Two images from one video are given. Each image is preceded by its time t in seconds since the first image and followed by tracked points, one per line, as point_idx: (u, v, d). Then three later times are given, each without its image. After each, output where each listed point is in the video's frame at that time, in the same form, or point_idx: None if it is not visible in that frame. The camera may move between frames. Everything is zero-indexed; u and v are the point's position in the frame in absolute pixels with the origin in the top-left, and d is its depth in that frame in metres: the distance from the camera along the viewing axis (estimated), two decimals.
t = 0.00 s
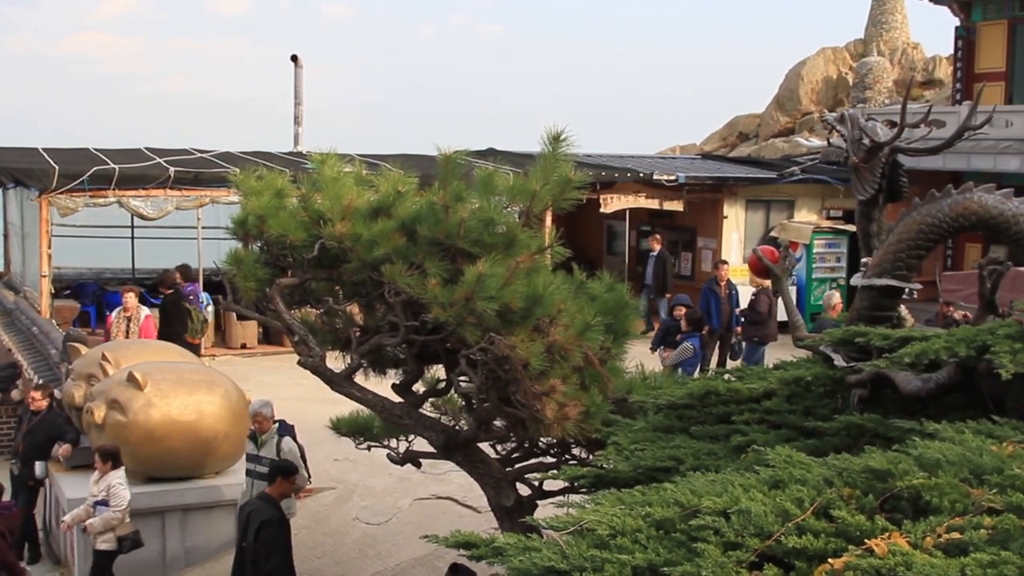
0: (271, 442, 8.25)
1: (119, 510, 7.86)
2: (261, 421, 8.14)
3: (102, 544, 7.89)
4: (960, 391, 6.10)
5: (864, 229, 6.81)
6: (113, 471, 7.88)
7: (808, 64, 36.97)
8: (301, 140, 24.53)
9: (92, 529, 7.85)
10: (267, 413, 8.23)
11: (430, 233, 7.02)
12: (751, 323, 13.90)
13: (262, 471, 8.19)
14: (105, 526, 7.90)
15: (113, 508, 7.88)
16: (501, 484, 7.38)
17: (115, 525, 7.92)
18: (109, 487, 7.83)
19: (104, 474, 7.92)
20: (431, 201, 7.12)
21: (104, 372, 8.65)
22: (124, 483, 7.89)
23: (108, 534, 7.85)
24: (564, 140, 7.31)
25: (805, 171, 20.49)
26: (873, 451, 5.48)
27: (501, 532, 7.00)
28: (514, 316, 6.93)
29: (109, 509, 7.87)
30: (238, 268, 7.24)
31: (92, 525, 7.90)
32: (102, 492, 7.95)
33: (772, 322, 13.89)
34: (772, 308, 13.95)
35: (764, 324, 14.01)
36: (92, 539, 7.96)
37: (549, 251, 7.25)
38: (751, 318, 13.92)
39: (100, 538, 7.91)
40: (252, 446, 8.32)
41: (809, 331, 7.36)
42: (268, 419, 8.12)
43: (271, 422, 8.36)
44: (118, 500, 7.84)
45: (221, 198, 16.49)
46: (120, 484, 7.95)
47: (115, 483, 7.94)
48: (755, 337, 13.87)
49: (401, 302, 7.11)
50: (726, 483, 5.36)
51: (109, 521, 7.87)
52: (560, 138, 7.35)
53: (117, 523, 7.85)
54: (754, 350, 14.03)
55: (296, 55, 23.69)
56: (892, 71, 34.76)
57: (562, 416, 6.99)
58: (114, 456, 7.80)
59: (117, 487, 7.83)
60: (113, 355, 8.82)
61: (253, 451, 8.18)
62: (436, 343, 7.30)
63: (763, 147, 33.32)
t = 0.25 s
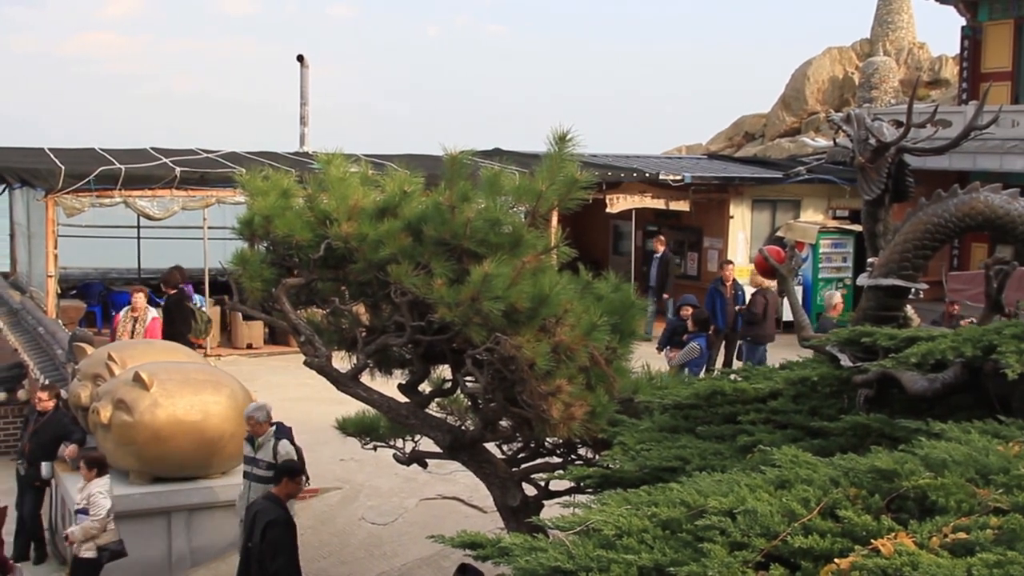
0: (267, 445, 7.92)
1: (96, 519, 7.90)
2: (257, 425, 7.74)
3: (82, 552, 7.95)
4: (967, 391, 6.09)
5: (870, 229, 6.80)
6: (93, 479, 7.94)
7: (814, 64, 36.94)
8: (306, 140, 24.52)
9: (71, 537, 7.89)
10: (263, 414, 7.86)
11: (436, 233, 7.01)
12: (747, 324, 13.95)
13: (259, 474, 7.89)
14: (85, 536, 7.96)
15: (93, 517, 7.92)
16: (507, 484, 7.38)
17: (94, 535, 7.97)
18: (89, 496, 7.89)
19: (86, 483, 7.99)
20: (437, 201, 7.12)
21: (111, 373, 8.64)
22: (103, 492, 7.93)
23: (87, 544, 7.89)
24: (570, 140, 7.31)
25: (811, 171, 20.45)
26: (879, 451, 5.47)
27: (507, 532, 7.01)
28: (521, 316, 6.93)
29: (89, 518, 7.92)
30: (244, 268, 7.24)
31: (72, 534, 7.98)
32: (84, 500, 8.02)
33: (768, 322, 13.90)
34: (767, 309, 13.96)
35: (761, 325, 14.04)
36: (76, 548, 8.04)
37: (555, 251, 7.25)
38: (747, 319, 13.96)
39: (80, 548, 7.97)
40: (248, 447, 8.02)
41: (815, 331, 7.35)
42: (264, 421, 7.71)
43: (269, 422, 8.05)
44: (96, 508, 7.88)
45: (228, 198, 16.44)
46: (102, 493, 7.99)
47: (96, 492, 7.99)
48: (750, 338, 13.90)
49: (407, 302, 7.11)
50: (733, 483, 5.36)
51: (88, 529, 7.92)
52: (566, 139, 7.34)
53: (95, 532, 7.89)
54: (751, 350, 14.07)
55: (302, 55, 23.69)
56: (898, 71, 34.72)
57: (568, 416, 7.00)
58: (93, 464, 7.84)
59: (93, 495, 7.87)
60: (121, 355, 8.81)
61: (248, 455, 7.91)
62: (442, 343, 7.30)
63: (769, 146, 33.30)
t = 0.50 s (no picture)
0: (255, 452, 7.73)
1: (84, 525, 7.93)
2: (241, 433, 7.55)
3: (71, 558, 7.99)
4: (978, 391, 6.07)
5: (881, 229, 6.79)
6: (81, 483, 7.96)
7: (824, 64, 36.88)
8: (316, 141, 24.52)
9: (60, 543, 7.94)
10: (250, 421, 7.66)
11: (446, 233, 7.00)
12: (750, 324, 13.92)
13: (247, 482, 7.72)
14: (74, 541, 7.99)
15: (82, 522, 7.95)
16: (517, 484, 7.37)
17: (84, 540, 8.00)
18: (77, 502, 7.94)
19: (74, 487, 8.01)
20: (447, 201, 7.11)
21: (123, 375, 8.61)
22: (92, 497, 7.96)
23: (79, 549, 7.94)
24: (581, 140, 7.29)
25: (822, 172, 20.33)
26: (891, 451, 5.46)
27: (517, 533, 7.00)
28: (530, 316, 6.92)
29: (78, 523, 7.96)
30: (254, 269, 7.23)
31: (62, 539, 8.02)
32: (72, 505, 8.04)
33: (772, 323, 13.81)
34: (771, 310, 13.89)
35: (765, 325, 13.99)
36: (66, 554, 8.10)
37: (565, 251, 7.24)
38: (750, 320, 13.92)
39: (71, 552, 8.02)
40: (238, 455, 7.88)
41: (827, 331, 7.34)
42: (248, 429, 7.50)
43: (259, 429, 7.89)
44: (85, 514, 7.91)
45: (238, 198, 16.42)
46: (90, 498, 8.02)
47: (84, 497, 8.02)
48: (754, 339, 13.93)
49: (416, 302, 7.10)
50: (743, 483, 5.35)
51: (76, 535, 7.95)
52: (577, 139, 7.33)
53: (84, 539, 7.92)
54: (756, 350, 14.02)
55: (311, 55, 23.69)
56: (909, 71, 34.66)
57: (578, 416, 7.00)
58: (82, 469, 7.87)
59: (81, 501, 7.90)
60: (131, 357, 8.79)
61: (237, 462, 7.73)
62: (452, 343, 7.29)
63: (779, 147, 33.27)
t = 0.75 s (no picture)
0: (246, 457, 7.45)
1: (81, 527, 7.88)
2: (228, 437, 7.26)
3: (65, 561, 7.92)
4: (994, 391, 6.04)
5: (896, 229, 6.77)
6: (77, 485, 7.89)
7: (838, 63, 36.82)
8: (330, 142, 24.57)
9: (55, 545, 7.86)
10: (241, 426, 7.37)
11: (460, 234, 7.01)
12: (761, 326, 13.70)
13: (235, 487, 7.45)
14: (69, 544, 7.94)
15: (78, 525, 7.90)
16: (531, 485, 7.38)
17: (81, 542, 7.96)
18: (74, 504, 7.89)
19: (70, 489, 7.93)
20: (461, 202, 7.12)
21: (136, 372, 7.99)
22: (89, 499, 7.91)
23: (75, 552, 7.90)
24: (594, 140, 7.29)
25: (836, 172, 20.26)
26: (905, 452, 5.45)
27: (531, 533, 7.01)
28: (545, 317, 6.94)
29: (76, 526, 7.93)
30: (269, 270, 7.25)
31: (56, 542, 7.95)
32: (67, 508, 7.96)
33: (782, 324, 13.55)
34: (782, 311, 13.70)
35: (775, 326, 13.72)
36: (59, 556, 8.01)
37: (579, 252, 7.25)
38: (761, 321, 13.72)
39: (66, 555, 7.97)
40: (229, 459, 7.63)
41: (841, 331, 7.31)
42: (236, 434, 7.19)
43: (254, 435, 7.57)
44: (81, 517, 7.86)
45: (253, 200, 16.45)
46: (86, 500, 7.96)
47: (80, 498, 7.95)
48: (764, 340, 13.73)
49: (431, 303, 7.12)
50: (758, 484, 5.35)
51: (72, 538, 7.90)
52: (589, 139, 7.33)
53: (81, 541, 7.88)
54: (766, 352, 13.77)
55: (326, 56, 23.75)
56: (923, 71, 34.59)
57: (592, 417, 7.01)
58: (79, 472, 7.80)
59: (77, 504, 7.83)
60: (144, 352, 8.14)
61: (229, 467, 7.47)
62: (467, 344, 7.30)
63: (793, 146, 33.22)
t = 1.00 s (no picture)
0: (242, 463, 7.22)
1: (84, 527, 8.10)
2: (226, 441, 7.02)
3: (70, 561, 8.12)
4: (1014, 393, 6.00)
5: (915, 229, 6.75)
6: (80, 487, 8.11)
7: (856, 63, 36.68)
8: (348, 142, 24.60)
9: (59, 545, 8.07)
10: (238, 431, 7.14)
11: (478, 235, 7.02)
12: (772, 326, 13.51)
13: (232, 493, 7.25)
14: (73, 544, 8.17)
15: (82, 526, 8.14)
16: (549, 486, 7.39)
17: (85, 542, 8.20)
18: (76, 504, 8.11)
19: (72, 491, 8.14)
20: (479, 203, 7.13)
21: (154, 372, 7.93)
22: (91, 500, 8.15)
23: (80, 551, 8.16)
24: (612, 141, 7.29)
25: (855, 172, 20.15)
26: (925, 453, 5.43)
27: (550, 533, 7.02)
28: (563, 317, 6.95)
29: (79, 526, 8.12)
30: (288, 271, 7.28)
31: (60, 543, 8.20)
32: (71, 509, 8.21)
33: (791, 324, 13.35)
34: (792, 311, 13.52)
35: (785, 327, 13.55)
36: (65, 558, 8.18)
37: (597, 253, 7.24)
38: (772, 321, 13.53)
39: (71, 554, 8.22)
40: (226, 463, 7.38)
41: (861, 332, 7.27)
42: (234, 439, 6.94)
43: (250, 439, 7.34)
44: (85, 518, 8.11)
45: (271, 201, 16.48)
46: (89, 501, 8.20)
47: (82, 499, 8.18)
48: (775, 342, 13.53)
49: (449, 304, 7.13)
50: (777, 485, 5.34)
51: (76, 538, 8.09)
52: (607, 139, 7.33)
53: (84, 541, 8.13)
54: (777, 354, 13.58)
55: (344, 57, 23.79)
56: (942, 70, 34.41)
57: (611, 418, 7.03)
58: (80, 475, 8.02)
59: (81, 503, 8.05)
60: (164, 353, 8.07)
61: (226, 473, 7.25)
62: (485, 345, 7.31)
63: (811, 147, 33.11)
